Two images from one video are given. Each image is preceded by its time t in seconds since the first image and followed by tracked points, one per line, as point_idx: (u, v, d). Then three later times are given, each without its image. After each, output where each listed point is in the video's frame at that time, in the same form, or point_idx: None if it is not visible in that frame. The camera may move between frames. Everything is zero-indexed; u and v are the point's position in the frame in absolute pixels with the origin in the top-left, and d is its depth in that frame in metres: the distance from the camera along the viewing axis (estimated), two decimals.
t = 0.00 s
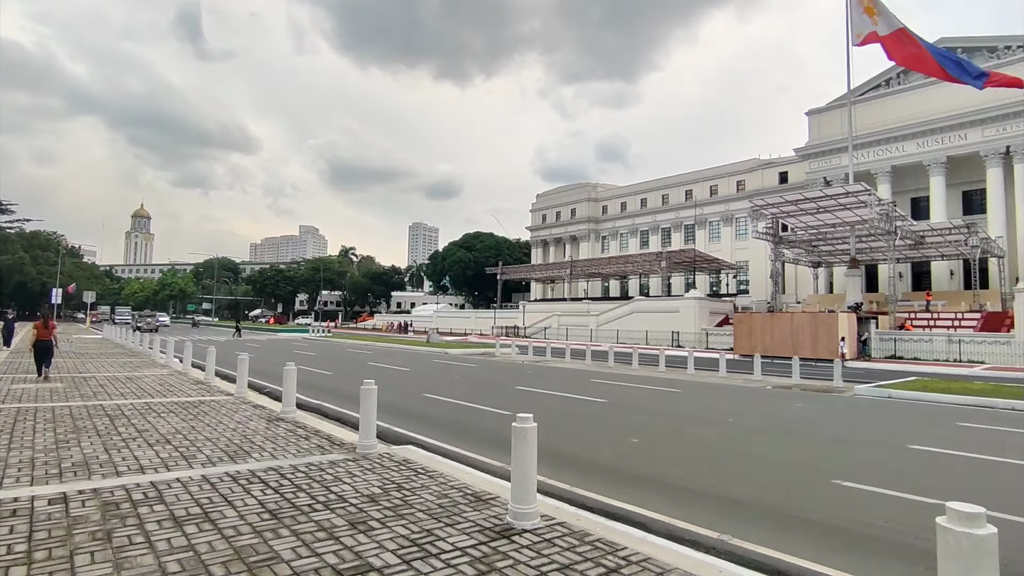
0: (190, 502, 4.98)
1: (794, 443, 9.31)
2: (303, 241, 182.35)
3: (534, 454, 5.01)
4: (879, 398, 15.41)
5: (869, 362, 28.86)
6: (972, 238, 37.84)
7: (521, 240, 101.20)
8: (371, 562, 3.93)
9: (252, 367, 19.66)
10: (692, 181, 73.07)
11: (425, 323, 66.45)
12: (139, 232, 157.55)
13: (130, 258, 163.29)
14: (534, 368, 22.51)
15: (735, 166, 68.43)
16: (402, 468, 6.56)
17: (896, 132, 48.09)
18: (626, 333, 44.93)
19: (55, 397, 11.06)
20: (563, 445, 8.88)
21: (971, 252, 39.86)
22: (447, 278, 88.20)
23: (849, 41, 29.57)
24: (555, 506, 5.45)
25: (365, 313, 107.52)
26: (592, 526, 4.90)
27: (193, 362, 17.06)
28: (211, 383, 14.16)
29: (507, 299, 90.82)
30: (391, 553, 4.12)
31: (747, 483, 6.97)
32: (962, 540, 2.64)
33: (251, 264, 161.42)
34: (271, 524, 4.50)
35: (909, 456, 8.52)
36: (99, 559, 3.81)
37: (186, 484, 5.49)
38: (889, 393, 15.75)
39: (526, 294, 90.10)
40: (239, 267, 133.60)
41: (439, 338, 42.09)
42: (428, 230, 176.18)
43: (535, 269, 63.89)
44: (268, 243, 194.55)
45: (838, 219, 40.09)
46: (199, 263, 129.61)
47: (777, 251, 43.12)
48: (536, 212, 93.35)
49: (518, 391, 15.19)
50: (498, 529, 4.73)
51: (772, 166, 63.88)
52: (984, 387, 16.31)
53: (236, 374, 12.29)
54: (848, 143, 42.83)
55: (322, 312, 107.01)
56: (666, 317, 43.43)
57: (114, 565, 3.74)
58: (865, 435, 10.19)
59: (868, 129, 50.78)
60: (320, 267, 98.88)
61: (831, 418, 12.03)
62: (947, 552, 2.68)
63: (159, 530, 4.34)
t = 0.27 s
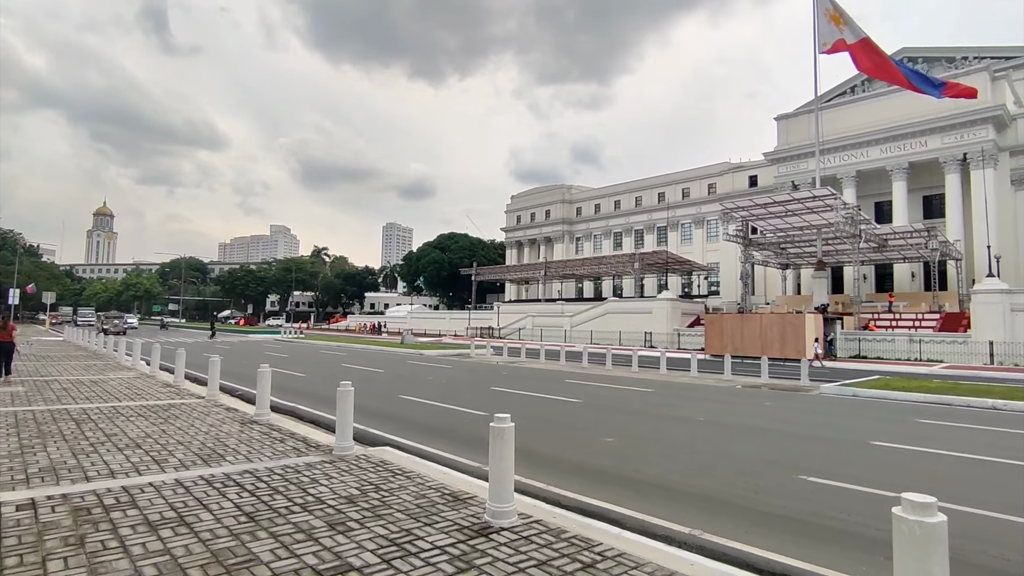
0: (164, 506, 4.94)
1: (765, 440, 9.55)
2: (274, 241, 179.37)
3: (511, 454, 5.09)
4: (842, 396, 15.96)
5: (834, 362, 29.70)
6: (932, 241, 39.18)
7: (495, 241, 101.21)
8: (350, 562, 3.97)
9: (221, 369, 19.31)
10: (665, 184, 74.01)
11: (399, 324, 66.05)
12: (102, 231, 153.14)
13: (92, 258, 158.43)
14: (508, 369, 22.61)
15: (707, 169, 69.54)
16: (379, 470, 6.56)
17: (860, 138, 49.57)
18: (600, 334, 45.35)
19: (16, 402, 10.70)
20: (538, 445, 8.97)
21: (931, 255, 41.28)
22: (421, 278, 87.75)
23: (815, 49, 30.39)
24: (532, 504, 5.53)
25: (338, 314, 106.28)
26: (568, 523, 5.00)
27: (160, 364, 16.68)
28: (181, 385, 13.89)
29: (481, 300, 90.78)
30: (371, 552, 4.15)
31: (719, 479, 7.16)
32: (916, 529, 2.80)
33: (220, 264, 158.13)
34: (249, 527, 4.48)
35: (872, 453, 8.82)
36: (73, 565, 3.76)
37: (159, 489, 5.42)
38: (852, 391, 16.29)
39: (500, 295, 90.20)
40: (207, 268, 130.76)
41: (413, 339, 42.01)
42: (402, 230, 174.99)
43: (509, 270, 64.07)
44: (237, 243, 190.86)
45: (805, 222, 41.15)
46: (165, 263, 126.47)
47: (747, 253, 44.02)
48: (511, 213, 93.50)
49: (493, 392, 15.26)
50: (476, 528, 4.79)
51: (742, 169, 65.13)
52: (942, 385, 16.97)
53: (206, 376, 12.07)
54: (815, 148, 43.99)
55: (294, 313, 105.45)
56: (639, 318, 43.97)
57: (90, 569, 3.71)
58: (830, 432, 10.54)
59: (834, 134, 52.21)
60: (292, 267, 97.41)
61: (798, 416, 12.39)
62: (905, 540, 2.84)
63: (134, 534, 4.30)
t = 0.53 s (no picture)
0: (146, 508, 4.96)
1: (739, 438, 9.81)
2: (251, 241, 176.97)
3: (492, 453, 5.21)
4: (813, 394, 16.46)
5: (808, 361, 30.40)
6: (902, 243, 40.20)
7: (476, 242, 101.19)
8: (334, 559, 4.05)
9: (198, 371, 19.09)
10: (644, 186, 74.76)
11: (379, 325, 65.69)
12: (72, 231, 149.50)
13: (62, 258, 154.52)
14: (489, 370, 22.73)
15: (686, 171, 70.46)
16: (361, 470, 6.63)
17: (834, 142, 50.61)
18: (580, 335, 45.69)
19: None
20: (519, 444, 9.11)
21: (901, 256, 42.39)
22: (401, 279, 87.36)
23: (789, 56, 30.77)
24: (512, 501, 5.66)
25: (317, 315, 105.30)
26: (547, 520, 5.14)
27: (135, 367, 16.45)
28: (157, 388, 13.73)
29: (462, 302, 90.74)
30: (355, 550, 4.24)
31: (693, 476, 7.37)
32: (870, 516, 2.99)
33: (195, 264, 155.40)
34: (232, 527, 4.54)
35: (840, 449, 9.15)
36: (56, 566, 3.80)
37: (140, 491, 5.43)
38: (823, 389, 16.82)
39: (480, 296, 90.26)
40: (181, 268, 128.48)
41: (394, 340, 41.87)
42: (382, 231, 173.96)
43: (490, 271, 64.18)
44: (213, 243, 187.85)
45: (781, 224, 41.94)
46: (138, 263, 123.91)
47: (725, 255, 44.73)
48: (491, 214, 93.59)
49: (474, 392, 15.37)
50: (457, 525, 4.91)
51: (720, 172, 66.13)
52: (910, 382, 17.52)
53: (185, 378, 11.98)
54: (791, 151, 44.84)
55: (271, 315, 104.20)
56: (618, 318, 44.38)
57: (75, 570, 3.75)
58: (801, 429, 10.87)
59: (809, 138, 53.21)
60: (269, 268, 96.23)
61: (771, 414, 12.73)
62: (860, 528, 3.02)
63: (116, 535, 4.33)
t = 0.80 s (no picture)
0: (139, 504, 5.10)
1: (719, 434, 10.10)
2: (235, 242, 175.51)
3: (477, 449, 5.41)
4: (792, 392, 16.88)
5: (790, 361, 30.93)
6: (882, 244, 40.99)
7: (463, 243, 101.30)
8: (325, 550, 4.24)
9: (184, 373, 19.05)
10: (630, 187, 75.34)
11: (366, 326, 65.55)
12: (52, 231, 147.19)
13: (41, 259, 152.09)
14: (476, 371, 22.92)
15: (671, 173, 71.13)
16: (349, 468, 6.81)
17: (815, 144, 51.47)
18: (566, 336, 46.00)
19: None
20: (504, 442, 9.32)
21: (881, 257, 43.20)
22: (388, 280, 87.19)
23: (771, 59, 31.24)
24: (496, 495, 5.87)
25: (303, 317, 104.77)
26: (529, 512, 5.36)
27: (120, 369, 16.41)
28: (143, 390, 13.74)
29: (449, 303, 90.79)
30: (345, 541, 4.44)
31: (671, 471, 7.64)
32: (823, 501, 3.24)
33: (178, 265, 153.59)
34: (225, 521, 4.70)
35: (814, 444, 9.47)
36: (55, 560, 3.94)
37: (132, 489, 5.57)
38: (802, 387, 17.25)
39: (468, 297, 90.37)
40: (164, 270, 127.10)
41: (380, 341, 41.87)
42: (369, 232, 173.39)
43: (477, 272, 64.29)
44: (197, 244, 185.97)
45: (764, 226, 42.55)
46: (121, 265, 122.37)
47: (709, 256, 45.28)
48: (478, 215, 93.77)
49: (461, 393, 15.54)
50: (443, 518, 5.11)
51: (704, 174, 66.86)
52: (886, 380, 18.01)
53: (172, 379, 12.02)
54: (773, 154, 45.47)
55: (257, 316, 103.48)
56: (604, 319, 44.75)
57: (74, 562, 3.90)
58: (779, 426, 11.20)
59: (791, 140, 54.07)
60: (255, 269, 95.54)
61: (751, 411, 13.07)
62: (814, 512, 3.28)
63: (112, 530, 4.47)
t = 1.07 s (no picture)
0: (134, 501, 5.27)
1: (701, 431, 10.37)
2: (226, 242, 174.72)
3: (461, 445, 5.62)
4: (777, 390, 17.20)
5: (778, 360, 31.34)
6: (868, 245, 41.53)
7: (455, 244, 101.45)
8: (314, 541, 4.45)
9: (176, 374, 19.12)
10: (621, 188, 75.74)
11: (358, 327, 65.57)
12: (40, 232, 145.94)
13: (29, 260, 150.73)
14: (467, 372, 23.11)
15: (662, 174, 71.59)
16: (339, 465, 7.00)
17: (803, 146, 52.00)
18: (558, 336, 46.28)
19: None
20: (491, 441, 9.54)
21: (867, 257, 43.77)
22: (380, 281, 87.17)
23: (760, 61, 31.73)
24: (480, 490, 6.09)
25: (295, 318, 104.54)
26: (512, 506, 5.58)
27: (112, 371, 16.47)
28: (135, 392, 13.83)
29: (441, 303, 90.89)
30: (333, 534, 4.64)
31: (652, 467, 7.89)
32: (779, 489, 3.49)
33: (168, 267, 152.53)
34: (218, 515, 4.89)
35: (793, 441, 9.75)
36: (54, 552, 4.12)
37: (127, 486, 5.74)
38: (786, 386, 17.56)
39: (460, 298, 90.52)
40: (155, 271, 126.37)
41: (373, 342, 41.96)
42: (361, 233, 173.13)
43: (469, 273, 64.42)
44: (187, 245, 184.93)
45: (753, 227, 42.99)
46: (110, 266, 121.58)
47: (699, 256, 45.67)
48: (470, 216, 93.94)
49: (451, 393, 15.73)
50: (428, 511, 5.33)
51: (694, 174, 67.34)
52: (869, 379, 18.38)
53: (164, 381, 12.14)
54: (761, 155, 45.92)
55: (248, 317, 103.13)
56: (595, 319, 45.05)
57: (72, 554, 4.08)
58: (761, 423, 11.48)
59: (779, 142, 54.59)
60: (246, 270, 95.20)
61: (735, 409, 13.35)
62: (770, 500, 3.52)
63: (108, 524, 4.65)
